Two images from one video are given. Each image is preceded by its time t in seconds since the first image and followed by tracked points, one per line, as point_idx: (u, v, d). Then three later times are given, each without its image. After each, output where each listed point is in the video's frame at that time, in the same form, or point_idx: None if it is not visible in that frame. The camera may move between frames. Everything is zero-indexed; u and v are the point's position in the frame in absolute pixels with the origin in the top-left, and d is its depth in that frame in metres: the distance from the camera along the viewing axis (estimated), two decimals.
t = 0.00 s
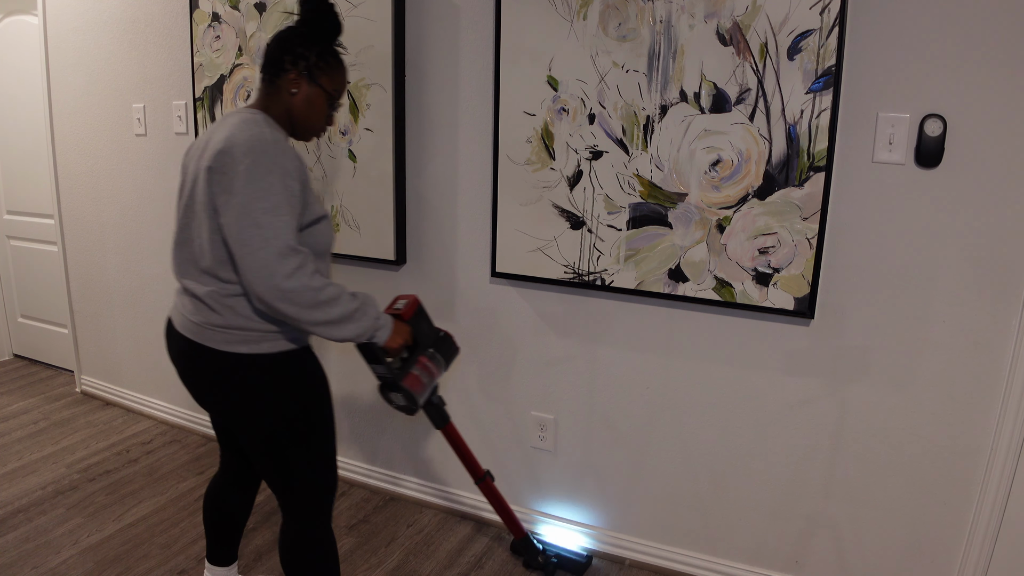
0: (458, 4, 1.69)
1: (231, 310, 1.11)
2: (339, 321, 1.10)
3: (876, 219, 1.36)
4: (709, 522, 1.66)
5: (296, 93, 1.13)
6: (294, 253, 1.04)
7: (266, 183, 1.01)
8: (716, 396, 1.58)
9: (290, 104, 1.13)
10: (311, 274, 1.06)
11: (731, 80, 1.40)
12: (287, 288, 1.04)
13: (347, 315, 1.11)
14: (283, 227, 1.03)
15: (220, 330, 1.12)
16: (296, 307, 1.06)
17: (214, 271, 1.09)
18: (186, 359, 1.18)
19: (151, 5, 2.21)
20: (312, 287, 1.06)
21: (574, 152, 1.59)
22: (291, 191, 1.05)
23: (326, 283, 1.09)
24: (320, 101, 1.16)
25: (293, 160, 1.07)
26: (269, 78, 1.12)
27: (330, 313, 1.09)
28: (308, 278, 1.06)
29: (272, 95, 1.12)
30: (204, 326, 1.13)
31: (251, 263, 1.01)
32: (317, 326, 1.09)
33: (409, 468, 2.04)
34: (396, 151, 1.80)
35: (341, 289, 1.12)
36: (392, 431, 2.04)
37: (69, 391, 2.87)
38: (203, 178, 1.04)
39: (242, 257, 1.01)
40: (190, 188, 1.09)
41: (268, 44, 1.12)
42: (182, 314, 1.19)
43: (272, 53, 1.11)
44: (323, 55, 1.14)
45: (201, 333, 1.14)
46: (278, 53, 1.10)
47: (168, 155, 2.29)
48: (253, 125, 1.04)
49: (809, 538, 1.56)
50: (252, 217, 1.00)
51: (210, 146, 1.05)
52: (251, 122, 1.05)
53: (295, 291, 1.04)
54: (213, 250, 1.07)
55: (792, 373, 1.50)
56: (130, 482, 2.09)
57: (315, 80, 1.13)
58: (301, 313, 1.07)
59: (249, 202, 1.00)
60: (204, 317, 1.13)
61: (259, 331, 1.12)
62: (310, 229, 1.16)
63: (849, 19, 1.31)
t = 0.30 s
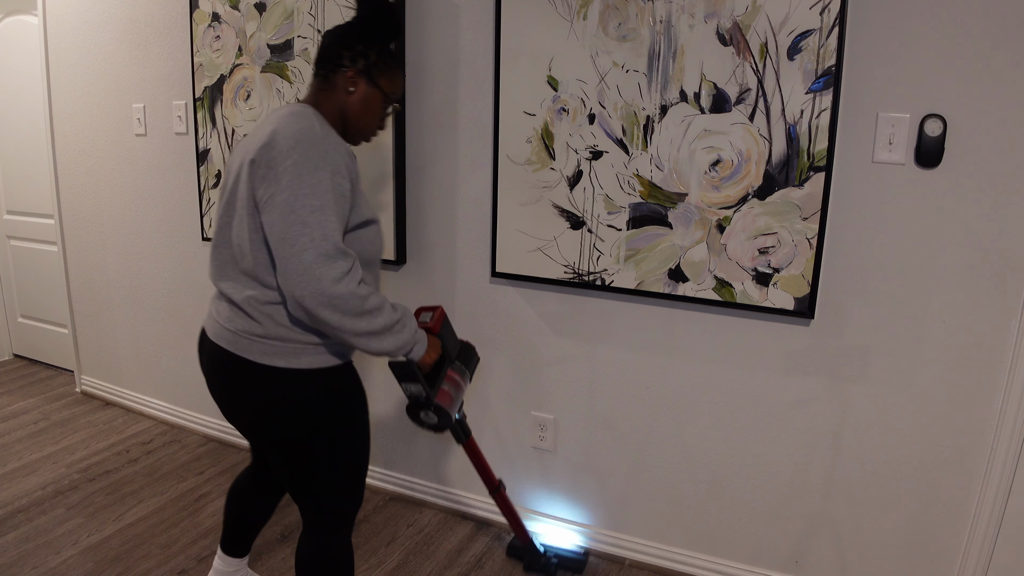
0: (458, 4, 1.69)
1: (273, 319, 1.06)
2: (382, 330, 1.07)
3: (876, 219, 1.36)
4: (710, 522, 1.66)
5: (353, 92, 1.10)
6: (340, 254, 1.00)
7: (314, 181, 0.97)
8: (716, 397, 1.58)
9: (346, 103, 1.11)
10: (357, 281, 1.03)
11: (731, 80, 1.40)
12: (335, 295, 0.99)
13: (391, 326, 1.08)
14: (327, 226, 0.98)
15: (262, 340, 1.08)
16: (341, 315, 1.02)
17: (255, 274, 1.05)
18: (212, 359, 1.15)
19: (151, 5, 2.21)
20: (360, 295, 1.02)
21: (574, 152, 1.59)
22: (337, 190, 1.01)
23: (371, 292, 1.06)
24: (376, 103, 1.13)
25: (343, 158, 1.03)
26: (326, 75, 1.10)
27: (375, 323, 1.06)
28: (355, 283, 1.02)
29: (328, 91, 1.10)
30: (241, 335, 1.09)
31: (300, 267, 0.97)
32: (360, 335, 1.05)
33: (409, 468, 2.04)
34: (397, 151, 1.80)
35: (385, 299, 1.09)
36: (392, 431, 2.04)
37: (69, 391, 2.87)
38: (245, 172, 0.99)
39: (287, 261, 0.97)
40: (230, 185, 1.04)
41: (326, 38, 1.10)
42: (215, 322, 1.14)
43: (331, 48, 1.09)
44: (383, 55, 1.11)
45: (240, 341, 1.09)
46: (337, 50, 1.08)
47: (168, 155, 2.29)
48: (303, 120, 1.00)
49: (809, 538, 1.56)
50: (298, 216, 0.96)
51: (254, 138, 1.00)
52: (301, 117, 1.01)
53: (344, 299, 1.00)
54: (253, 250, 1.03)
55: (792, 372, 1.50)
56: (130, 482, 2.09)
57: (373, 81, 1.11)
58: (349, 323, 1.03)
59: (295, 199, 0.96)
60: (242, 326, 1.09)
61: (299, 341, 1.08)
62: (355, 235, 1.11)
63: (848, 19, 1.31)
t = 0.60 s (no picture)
0: (458, 4, 1.69)
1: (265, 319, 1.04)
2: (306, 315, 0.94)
3: (876, 218, 1.36)
4: (709, 521, 1.66)
5: (378, 93, 1.09)
6: (268, 216, 0.90)
7: (274, 151, 0.93)
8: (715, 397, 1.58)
9: (370, 104, 1.10)
10: (276, 249, 0.91)
11: (731, 80, 1.40)
12: (245, 255, 0.89)
13: (314, 311, 0.94)
14: (269, 193, 0.90)
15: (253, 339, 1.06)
16: (249, 280, 0.90)
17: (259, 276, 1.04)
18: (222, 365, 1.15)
19: (151, 5, 2.21)
20: (274, 262, 0.91)
21: (574, 152, 1.59)
22: (302, 169, 0.94)
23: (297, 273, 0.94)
24: (401, 105, 1.13)
25: (328, 147, 0.98)
26: (351, 73, 1.09)
27: (291, 301, 0.93)
28: (272, 249, 0.91)
29: (353, 90, 1.09)
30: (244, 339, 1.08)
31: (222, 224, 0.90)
32: (273, 312, 0.92)
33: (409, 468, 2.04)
34: (396, 151, 1.80)
35: (311, 285, 0.95)
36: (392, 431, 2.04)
37: (69, 391, 2.87)
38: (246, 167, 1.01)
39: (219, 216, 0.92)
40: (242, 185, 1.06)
41: (354, 37, 1.10)
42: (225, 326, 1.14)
43: (358, 46, 1.08)
44: (411, 56, 1.11)
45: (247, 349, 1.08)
46: (364, 48, 1.07)
47: (168, 155, 2.29)
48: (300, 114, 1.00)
49: (808, 538, 1.56)
50: (246, 180, 0.91)
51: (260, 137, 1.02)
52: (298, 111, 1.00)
53: (250, 260, 0.90)
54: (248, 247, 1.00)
55: (792, 372, 1.50)
56: (130, 482, 2.09)
57: (400, 82, 1.11)
58: (254, 291, 0.91)
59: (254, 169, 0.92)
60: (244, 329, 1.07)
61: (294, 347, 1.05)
62: (356, 238, 1.04)
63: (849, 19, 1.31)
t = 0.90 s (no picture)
0: (458, 4, 1.69)
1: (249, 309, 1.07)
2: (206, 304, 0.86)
3: (875, 218, 1.36)
4: (710, 521, 1.66)
5: (379, 93, 1.11)
6: (196, 193, 0.87)
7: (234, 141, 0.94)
8: (715, 397, 1.58)
9: (371, 104, 1.12)
10: (188, 228, 0.86)
11: (731, 80, 1.40)
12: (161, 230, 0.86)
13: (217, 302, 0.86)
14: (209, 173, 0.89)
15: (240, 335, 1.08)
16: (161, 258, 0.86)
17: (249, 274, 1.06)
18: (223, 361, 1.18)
19: (152, 5, 2.21)
20: (181, 241, 0.85)
21: (574, 152, 1.59)
22: (257, 156, 0.93)
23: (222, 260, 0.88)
24: (403, 105, 1.14)
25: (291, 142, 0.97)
26: (354, 73, 1.11)
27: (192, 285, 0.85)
28: (187, 227, 0.86)
29: (354, 91, 1.11)
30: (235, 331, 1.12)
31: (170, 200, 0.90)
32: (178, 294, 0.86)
33: (410, 468, 2.04)
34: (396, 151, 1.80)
35: (218, 273, 0.87)
36: (392, 431, 2.04)
37: (69, 391, 2.87)
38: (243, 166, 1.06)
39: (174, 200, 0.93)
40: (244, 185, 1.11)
41: (359, 37, 1.12)
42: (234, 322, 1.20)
43: (362, 46, 1.10)
44: (415, 55, 1.12)
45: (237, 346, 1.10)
46: (367, 48, 1.09)
47: (168, 155, 2.28)
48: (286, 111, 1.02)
49: (809, 537, 1.56)
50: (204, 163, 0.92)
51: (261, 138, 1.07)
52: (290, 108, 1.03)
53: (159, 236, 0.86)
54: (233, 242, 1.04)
55: (792, 372, 1.50)
56: (130, 482, 2.09)
57: (401, 82, 1.12)
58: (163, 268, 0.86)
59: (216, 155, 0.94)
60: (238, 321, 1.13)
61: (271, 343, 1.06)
62: (338, 237, 1.03)
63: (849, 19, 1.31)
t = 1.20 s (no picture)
0: (458, 4, 1.68)
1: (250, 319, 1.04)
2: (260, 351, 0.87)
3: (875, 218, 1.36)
4: (710, 521, 1.66)
5: (382, 92, 1.09)
6: (233, 235, 0.86)
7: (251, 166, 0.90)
8: (715, 397, 1.58)
9: (375, 104, 1.09)
10: (233, 274, 0.86)
11: (731, 80, 1.40)
12: (202, 277, 0.85)
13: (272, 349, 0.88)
14: (234, 204, 0.86)
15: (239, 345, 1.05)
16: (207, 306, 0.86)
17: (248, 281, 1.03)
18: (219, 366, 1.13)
19: (151, 5, 2.20)
20: (228, 288, 0.85)
21: (574, 152, 1.59)
22: (279, 179, 0.90)
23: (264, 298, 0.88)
24: (406, 104, 1.12)
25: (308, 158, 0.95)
26: (355, 73, 1.08)
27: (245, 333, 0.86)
28: (230, 270, 0.85)
29: (356, 91, 1.08)
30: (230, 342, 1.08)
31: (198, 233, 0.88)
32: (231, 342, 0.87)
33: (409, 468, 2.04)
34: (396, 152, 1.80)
35: (270, 318, 0.88)
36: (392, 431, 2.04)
37: (69, 391, 2.87)
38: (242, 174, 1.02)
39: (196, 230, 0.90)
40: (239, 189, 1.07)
41: (357, 35, 1.08)
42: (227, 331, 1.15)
43: (362, 44, 1.07)
44: (417, 53, 1.10)
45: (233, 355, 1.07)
46: (368, 47, 1.06)
47: (168, 155, 2.28)
48: (289, 118, 0.99)
49: (809, 538, 1.56)
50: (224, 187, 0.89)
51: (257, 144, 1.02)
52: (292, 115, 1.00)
53: (204, 284, 0.85)
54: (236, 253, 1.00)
55: (792, 373, 1.50)
56: (130, 482, 2.09)
57: (405, 81, 1.10)
58: (213, 318, 0.86)
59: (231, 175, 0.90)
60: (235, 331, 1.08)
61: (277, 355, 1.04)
62: (347, 247, 1.02)
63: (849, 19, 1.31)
